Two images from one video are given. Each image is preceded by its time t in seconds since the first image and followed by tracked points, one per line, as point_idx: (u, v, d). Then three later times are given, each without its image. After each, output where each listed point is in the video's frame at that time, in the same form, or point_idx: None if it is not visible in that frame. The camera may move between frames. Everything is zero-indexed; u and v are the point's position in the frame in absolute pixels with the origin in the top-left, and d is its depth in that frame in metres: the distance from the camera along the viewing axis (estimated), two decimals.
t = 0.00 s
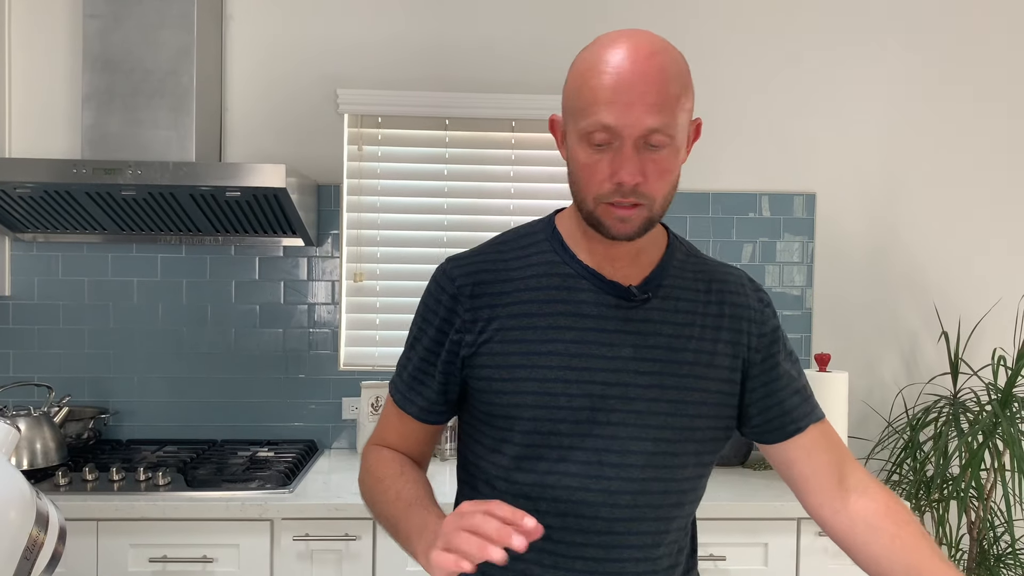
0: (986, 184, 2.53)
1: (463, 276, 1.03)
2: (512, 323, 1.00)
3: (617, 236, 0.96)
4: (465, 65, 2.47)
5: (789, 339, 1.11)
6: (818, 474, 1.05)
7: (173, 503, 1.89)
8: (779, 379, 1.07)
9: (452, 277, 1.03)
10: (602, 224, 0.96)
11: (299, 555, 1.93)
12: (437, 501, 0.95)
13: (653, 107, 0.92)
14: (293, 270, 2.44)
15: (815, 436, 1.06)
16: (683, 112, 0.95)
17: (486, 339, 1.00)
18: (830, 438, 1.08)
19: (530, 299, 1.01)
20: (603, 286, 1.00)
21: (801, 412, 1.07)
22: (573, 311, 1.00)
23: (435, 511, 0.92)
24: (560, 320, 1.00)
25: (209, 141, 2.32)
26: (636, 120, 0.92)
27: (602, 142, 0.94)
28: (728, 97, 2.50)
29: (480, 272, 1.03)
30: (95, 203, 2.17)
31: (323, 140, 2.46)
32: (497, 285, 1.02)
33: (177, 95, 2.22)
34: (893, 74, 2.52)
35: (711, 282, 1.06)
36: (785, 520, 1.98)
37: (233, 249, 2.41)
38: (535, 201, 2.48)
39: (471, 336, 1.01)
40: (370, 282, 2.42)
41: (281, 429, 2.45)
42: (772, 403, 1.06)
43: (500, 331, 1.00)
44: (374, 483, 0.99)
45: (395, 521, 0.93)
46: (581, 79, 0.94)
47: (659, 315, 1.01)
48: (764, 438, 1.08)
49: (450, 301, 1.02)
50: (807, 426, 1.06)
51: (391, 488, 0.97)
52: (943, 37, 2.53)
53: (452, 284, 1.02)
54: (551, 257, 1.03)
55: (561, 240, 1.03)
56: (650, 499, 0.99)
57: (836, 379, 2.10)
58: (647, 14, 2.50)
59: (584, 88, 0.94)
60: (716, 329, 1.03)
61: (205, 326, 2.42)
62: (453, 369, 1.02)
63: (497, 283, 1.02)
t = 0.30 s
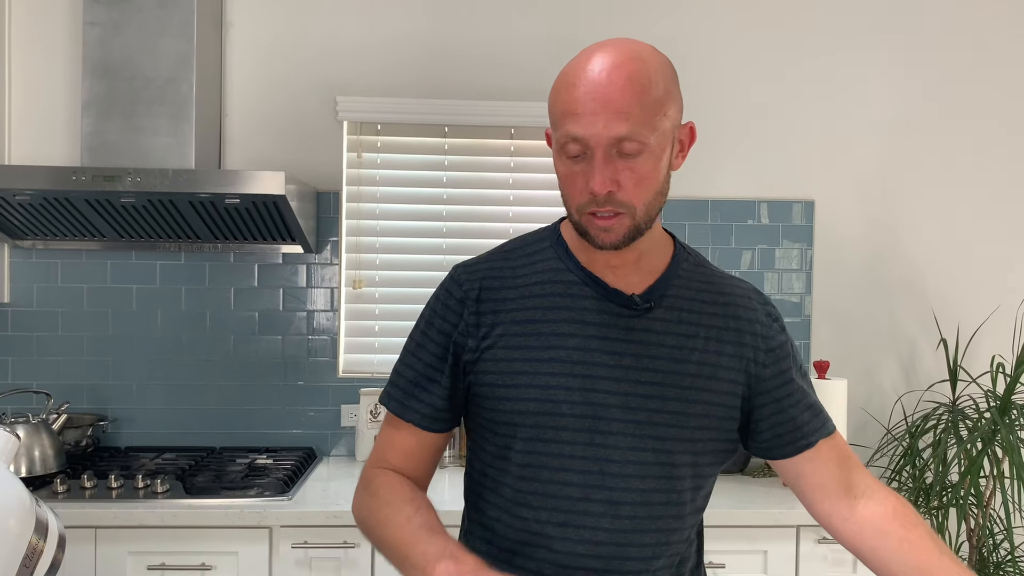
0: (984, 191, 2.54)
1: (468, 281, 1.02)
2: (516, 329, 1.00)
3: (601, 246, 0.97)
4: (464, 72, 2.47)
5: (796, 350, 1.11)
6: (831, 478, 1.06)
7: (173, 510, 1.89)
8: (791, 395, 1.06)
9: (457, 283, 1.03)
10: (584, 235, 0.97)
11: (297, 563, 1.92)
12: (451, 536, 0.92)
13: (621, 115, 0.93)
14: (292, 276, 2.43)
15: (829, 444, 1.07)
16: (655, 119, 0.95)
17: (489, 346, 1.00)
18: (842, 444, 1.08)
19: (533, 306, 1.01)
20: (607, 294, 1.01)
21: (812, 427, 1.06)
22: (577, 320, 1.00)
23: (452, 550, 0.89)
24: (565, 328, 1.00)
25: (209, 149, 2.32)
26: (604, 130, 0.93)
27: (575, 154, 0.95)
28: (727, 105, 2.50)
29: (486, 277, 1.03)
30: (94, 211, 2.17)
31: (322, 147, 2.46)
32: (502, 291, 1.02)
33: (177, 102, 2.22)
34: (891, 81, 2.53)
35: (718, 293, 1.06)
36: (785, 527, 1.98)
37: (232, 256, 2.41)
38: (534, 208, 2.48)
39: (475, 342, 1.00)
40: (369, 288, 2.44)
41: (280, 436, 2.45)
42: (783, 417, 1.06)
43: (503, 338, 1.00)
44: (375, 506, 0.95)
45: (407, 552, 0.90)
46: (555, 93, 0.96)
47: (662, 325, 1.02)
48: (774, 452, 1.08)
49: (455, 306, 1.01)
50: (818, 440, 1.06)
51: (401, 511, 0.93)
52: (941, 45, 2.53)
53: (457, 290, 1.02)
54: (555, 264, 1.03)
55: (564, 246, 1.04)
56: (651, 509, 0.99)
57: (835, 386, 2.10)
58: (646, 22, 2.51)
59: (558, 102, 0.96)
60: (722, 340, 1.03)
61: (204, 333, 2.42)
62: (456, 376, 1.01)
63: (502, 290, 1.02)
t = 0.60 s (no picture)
0: (983, 196, 2.54)
1: (479, 282, 1.02)
2: (528, 331, 1.00)
3: (616, 240, 0.97)
4: (464, 77, 2.48)
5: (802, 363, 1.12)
6: (831, 483, 1.08)
7: (171, 514, 1.89)
8: (796, 405, 1.08)
9: (468, 283, 1.02)
10: (600, 230, 0.97)
11: (296, 567, 1.92)
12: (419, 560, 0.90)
13: (639, 105, 0.94)
14: (291, 280, 2.44)
15: (832, 453, 1.09)
16: (672, 113, 0.96)
17: (501, 347, 1.00)
18: (843, 452, 1.11)
19: (545, 308, 1.01)
20: (620, 298, 1.00)
21: (815, 437, 1.08)
22: (590, 323, 1.00)
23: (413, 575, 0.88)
24: (577, 331, 1.00)
25: (208, 153, 2.33)
26: (621, 120, 0.94)
27: (591, 146, 0.96)
28: (727, 109, 2.51)
29: (496, 277, 1.02)
30: (93, 214, 2.17)
31: (321, 150, 2.46)
32: (513, 292, 1.02)
33: (177, 106, 2.22)
34: (890, 85, 2.53)
35: (728, 302, 1.07)
36: (784, 531, 1.97)
37: (231, 260, 2.41)
38: (533, 212, 2.48)
39: (485, 343, 1.00)
40: (368, 293, 2.44)
41: (278, 440, 2.45)
42: (786, 428, 1.07)
43: (515, 339, 1.00)
44: (364, 510, 0.95)
45: (374, 565, 0.90)
46: (571, 91, 0.98)
47: (674, 331, 1.02)
48: (777, 463, 1.09)
49: (466, 305, 1.01)
50: (820, 451, 1.08)
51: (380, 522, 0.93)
52: (940, 50, 2.54)
53: (468, 290, 1.02)
54: (568, 266, 1.03)
55: (577, 249, 1.04)
56: (657, 516, 0.98)
57: (835, 390, 2.09)
58: (645, 26, 2.51)
59: (576, 95, 0.97)
60: (732, 348, 1.04)
61: (203, 336, 2.42)
62: (465, 376, 1.00)
63: (513, 291, 1.02)
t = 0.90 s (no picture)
0: (982, 198, 2.54)
1: (484, 282, 1.02)
2: (534, 330, 0.99)
3: (635, 224, 0.98)
4: (463, 78, 2.48)
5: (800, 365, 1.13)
6: (818, 479, 1.10)
7: (170, 515, 1.88)
8: (791, 406, 1.09)
9: (473, 283, 1.02)
10: (618, 214, 0.99)
11: (295, 569, 1.92)
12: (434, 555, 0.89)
13: (658, 89, 0.99)
14: (290, 282, 2.44)
15: (821, 456, 1.11)
16: (687, 100, 1.01)
17: (507, 347, 0.99)
18: (832, 455, 1.12)
19: (551, 308, 1.01)
20: (626, 298, 1.01)
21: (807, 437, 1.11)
22: (596, 323, 1.00)
23: (428, 570, 0.87)
24: (583, 330, 0.99)
25: (207, 154, 2.32)
26: (641, 102, 0.98)
27: (610, 130, 0.99)
28: (727, 111, 2.51)
29: (500, 277, 1.02)
30: (92, 215, 2.17)
31: (321, 152, 2.47)
32: (519, 292, 1.02)
33: (176, 107, 2.22)
34: (889, 88, 2.54)
35: (729, 303, 1.08)
36: (783, 532, 1.98)
37: (230, 261, 2.41)
38: (532, 214, 2.48)
39: (492, 343, 1.00)
40: (367, 294, 2.43)
41: (276, 441, 2.44)
42: (782, 428, 1.08)
43: (521, 339, 0.99)
44: (372, 511, 0.95)
45: (388, 565, 0.89)
46: (587, 83, 1.02)
47: (679, 331, 1.02)
48: (772, 466, 1.10)
49: (472, 305, 1.01)
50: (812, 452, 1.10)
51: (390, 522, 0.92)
52: (939, 52, 2.54)
53: (473, 291, 1.01)
54: (573, 266, 1.03)
55: (581, 250, 1.04)
56: (662, 517, 0.98)
57: (834, 393, 2.09)
58: (645, 28, 2.51)
59: (595, 84, 1.01)
60: (735, 348, 1.05)
61: (202, 338, 2.42)
62: (471, 377, 1.00)
63: (519, 291, 1.02)
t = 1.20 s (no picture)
0: (980, 198, 2.54)
1: (478, 282, 1.01)
2: (530, 330, 0.99)
3: (621, 214, 0.98)
4: (461, 77, 2.48)
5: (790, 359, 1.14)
6: (815, 470, 1.11)
7: (167, 515, 1.88)
8: (784, 399, 1.10)
9: (466, 284, 1.01)
10: (605, 206, 0.99)
11: (292, 568, 1.92)
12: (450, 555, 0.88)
13: (642, 82, 0.99)
14: (288, 281, 2.43)
15: (817, 447, 1.12)
16: (672, 95, 1.02)
17: (503, 346, 0.98)
18: (827, 447, 1.13)
19: (547, 307, 1.00)
20: (621, 295, 1.00)
21: (803, 430, 1.11)
22: (592, 320, 0.99)
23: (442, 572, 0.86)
24: (579, 328, 0.99)
25: (204, 153, 2.32)
26: (625, 94, 0.98)
27: (596, 123, 0.99)
28: (725, 111, 2.51)
29: (494, 277, 1.01)
30: (89, 214, 2.16)
31: (319, 151, 2.46)
32: (514, 292, 1.01)
33: (174, 106, 2.22)
34: (887, 88, 2.54)
35: (719, 298, 1.08)
36: (780, 532, 1.98)
37: (227, 260, 2.41)
38: (530, 213, 2.48)
39: (488, 342, 0.99)
40: (364, 293, 2.45)
41: (274, 440, 2.44)
42: (775, 421, 1.09)
43: (517, 337, 0.99)
44: (377, 518, 0.93)
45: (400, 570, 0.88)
46: (572, 80, 1.03)
47: (673, 326, 1.02)
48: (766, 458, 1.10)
49: (466, 306, 0.99)
50: (809, 443, 1.11)
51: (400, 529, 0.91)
52: (938, 53, 2.54)
53: (467, 292, 1.00)
54: (566, 266, 1.03)
55: (574, 249, 1.04)
56: (662, 511, 0.98)
57: (831, 393, 2.09)
58: (643, 28, 2.51)
59: (580, 79, 1.02)
60: (728, 342, 1.05)
61: (200, 337, 2.41)
62: (468, 377, 0.99)
63: (514, 290, 1.01)
